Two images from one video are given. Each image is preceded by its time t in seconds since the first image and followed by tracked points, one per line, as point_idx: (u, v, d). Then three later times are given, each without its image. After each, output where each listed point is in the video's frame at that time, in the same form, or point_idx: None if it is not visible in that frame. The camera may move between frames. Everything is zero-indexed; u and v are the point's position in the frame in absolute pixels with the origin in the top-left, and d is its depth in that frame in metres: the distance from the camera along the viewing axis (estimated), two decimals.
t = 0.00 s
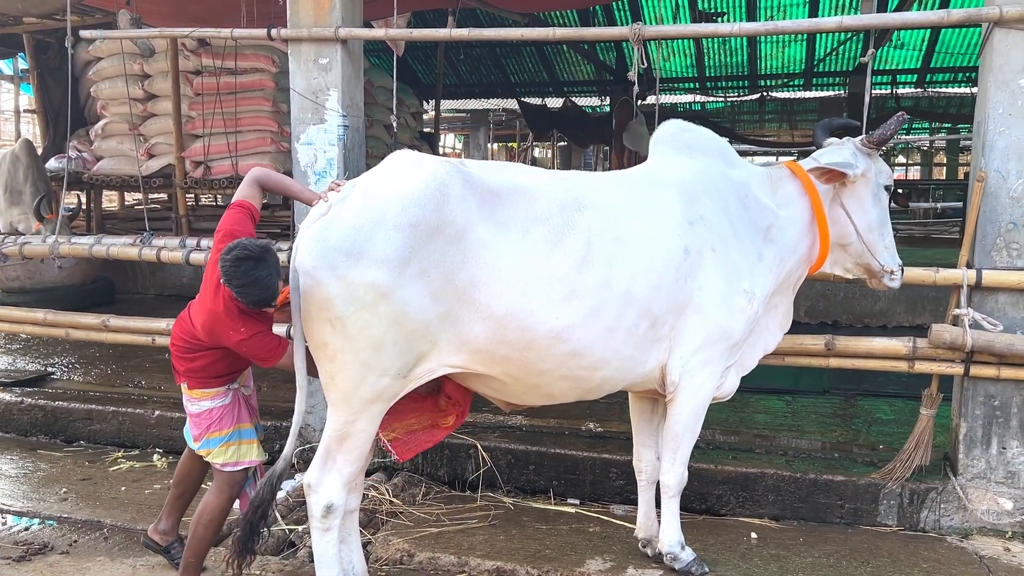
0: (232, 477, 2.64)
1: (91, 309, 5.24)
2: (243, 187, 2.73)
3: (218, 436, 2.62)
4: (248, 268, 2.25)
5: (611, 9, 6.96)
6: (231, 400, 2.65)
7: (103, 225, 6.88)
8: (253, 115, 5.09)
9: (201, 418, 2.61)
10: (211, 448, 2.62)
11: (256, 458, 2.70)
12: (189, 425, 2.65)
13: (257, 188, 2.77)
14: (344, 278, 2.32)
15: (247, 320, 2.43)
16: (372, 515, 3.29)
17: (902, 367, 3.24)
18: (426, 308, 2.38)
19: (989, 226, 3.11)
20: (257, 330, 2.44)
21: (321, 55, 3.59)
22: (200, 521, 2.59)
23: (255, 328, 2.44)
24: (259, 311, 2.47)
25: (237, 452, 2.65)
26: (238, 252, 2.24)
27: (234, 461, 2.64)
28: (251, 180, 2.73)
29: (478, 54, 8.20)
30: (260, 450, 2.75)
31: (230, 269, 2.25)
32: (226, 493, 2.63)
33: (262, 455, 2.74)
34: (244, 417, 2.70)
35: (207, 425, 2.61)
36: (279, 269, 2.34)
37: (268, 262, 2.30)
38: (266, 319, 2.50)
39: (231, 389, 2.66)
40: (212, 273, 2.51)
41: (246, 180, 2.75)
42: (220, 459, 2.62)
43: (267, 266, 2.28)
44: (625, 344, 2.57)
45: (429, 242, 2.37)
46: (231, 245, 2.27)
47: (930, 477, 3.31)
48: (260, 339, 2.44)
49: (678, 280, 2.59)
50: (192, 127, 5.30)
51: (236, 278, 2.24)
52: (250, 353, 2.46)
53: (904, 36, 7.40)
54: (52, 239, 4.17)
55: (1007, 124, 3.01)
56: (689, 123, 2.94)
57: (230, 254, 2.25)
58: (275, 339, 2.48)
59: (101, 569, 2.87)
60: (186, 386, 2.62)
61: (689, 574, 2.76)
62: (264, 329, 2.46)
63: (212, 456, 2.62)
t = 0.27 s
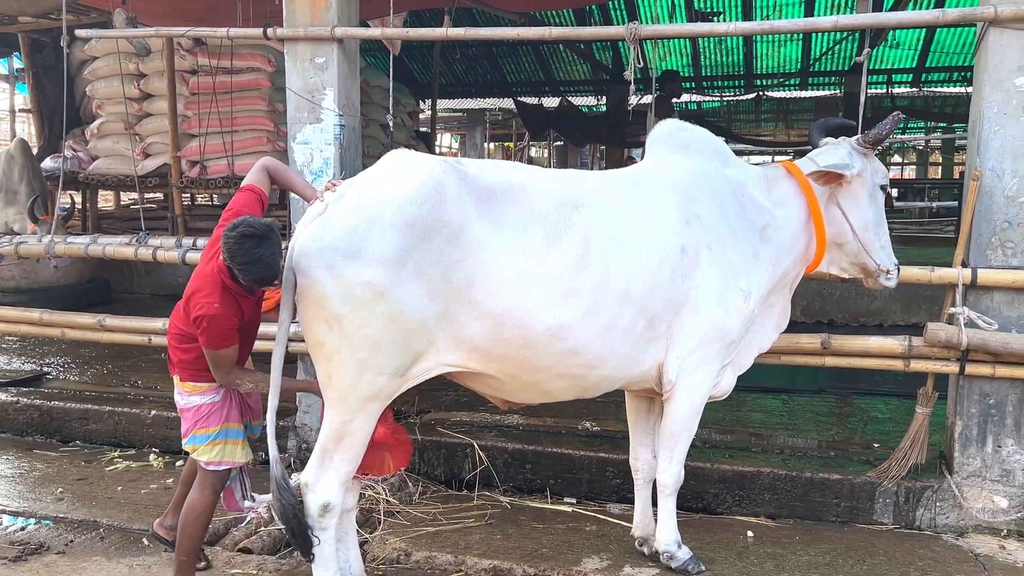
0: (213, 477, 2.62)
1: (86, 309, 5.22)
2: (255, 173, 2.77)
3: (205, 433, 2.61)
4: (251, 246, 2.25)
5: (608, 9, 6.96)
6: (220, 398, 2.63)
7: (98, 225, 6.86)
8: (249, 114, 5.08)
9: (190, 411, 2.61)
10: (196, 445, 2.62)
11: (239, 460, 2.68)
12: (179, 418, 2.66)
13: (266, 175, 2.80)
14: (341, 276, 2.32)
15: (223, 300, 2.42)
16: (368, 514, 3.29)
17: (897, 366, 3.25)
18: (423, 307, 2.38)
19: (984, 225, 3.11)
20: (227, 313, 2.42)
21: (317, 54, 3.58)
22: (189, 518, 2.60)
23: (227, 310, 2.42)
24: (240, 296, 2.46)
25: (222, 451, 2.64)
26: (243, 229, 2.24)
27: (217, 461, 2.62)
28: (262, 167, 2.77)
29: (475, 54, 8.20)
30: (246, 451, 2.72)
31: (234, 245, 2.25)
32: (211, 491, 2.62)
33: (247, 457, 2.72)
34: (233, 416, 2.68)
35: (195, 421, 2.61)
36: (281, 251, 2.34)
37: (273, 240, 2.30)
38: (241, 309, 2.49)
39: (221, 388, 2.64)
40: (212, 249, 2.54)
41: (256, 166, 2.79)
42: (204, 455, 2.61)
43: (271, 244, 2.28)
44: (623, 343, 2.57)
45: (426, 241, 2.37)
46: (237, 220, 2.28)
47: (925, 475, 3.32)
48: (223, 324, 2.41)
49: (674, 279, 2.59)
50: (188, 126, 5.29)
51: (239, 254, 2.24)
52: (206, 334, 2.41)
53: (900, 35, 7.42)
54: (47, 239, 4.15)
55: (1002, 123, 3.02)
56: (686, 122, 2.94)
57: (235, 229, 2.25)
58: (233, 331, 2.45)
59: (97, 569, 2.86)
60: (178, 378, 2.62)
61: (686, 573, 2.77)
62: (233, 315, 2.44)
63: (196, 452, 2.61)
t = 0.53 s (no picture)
0: (215, 476, 2.62)
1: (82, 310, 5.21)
2: (253, 179, 2.73)
3: (207, 433, 2.61)
4: (259, 258, 2.20)
5: (603, 9, 6.98)
6: (221, 397, 2.64)
7: (94, 225, 6.85)
8: (245, 114, 5.08)
9: (192, 412, 2.60)
10: (199, 445, 2.60)
11: (244, 457, 2.69)
12: (180, 419, 2.64)
13: (264, 181, 2.77)
14: (337, 275, 2.32)
15: (237, 309, 2.40)
16: (365, 514, 3.29)
17: (893, 365, 3.26)
18: (419, 306, 2.38)
19: (980, 224, 3.12)
20: (242, 321, 2.40)
21: (313, 54, 3.58)
22: (190, 516, 2.60)
23: (242, 319, 2.40)
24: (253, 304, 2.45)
25: (225, 449, 2.64)
26: (251, 241, 2.20)
27: (222, 459, 2.63)
28: (258, 173, 2.74)
29: (471, 54, 8.21)
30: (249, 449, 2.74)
31: (242, 257, 2.20)
32: (212, 489, 2.62)
33: (252, 454, 2.73)
34: (234, 415, 2.69)
35: (196, 421, 2.60)
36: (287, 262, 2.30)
37: (281, 253, 2.25)
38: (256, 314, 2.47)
39: (221, 386, 2.65)
40: (220, 256, 2.51)
41: (254, 171, 2.75)
42: (208, 455, 2.60)
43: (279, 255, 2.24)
44: (618, 341, 2.57)
45: (421, 240, 2.36)
46: (245, 231, 2.23)
47: (921, 473, 3.33)
48: (239, 332, 2.40)
49: (669, 278, 2.59)
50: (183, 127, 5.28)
51: (247, 266, 2.20)
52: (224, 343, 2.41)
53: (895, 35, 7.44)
54: (43, 239, 4.14)
55: (997, 123, 3.03)
56: (681, 122, 2.95)
57: (244, 241, 2.21)
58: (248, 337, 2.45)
59: (94, 569, 2.86)
60: (178, 379, 2.61)
61: (682, 572, 2.77)
62: (249, 323, 2.42)
63: (200, 452, 2.60)
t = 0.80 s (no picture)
0: (209, 473, 2.61)
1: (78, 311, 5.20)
2: (237, 184, 2.71)
3: (198, 430, 2.61)
4: (246, 272, 2.22)
5: (600, 9, 6.98)
6: (211, 394, 2.63)
7: (90, 226, 6.83)
8: (241, 115, 5.08)
9: (182, 410, 2.60)
10: (189, 442, 2.61)
11: (234, 455, 2.68)
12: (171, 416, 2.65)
13: (254, 182, 2.75)
14: (336, 276, 2.31)
15: (235, 315, 2.41)
16: (362, 514, 3.29)
17: (890, 365, 3.27)
18: (418, 305, 2.38)
19: (976, 224, 3.13)
20: (244, 326, 2.42)
21: (310, 54, 3.58)
22: (184, 513, 2.60)
23: (245, 325, 2.42)
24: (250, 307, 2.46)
25: (216, 447, 2.64)
26: (236, 256, 2.20)
27: (212, 456, 2.62)
28: (246, 177, 2.72)
29: (468, 54, 8.21)
30: (241, 446, 2.73)
31: (229, 271, 2.21)
32: (205, 485, 2.61)
33: (243, 451, 2.72)
34: (225, 412, 2.68)
35: (187, 418, 2.60)
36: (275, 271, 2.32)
37: (267, 265, 2.26)
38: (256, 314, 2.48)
39: (211, 384, 2.64)
40: (204, 266, 2.49)
41: (245, 173, 2.74)
42: (198, 452, 2.60)
43: (266, 264, 2.26)
44: (617, 340, 2.58)
45: (420, 240, 2.36)
46: (229, 246, 2.24)
47: (917, 473, 3.33)
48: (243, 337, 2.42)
49: (667, 278, 2.60)
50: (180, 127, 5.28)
51: (234, 282, 2.21)
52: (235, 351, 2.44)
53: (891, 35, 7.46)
54: (40, 240, 4.13)
55: (992, 123, 3.04)
56: (678, 122, 2.95)
57: (229, 256, 2.21)
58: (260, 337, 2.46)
59: (91, 571, 2.85)
60: (170, 377, 2.62)
61: (680, 572, 2.78)
62: (252, 325, 2.44)
63: (190, 449, 2.60)
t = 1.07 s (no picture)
0: (198, 475, 2.62)
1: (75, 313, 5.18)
2: (257, 178, 2.76)
3: (190, 432, 2.60)
4: (247, 250, 2.21)
5: (598, 11, 6.99)
6: (206, 397, 2.62)
7: (87, 228, 6.82)
8: (239, 116, 5.07)
9: (175, 411, 2.59)
10: (181, 444, 2.60)
11: (225, 459, 2.68)
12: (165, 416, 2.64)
13: (269, 181, 2.79)
14: (333, 277, 2.31)
15: (215, 292, 2.38)
16: (360, 516, 3.28)
17: (887, 365, 3.27)
18: (415, 306, 2.38)
19: (972, 225, 3.14)
20: (217, 305, 2.38)
21: (308, 56, 3.58)
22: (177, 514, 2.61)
23: (214, 302, 2.37)
24: (231, 293, 2.42)
25: (207, 450, 2.63)
26: (239, 232, 2.21)
27: (202, 460, 2.62)
28: (265, 173, 2.76)
29: (465, 56, 8.21)
30: (233, 450, 2.72)
31: (230, 247, 2.21)
32: (196, 485, 2.62)
33: (234, 456, 2.72)
34: (219, 415, 2.67)
35: (180, 420, 2.59)
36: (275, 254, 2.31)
37: (269, 245, 2.26)
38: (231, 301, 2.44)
39: (207, 387, 2.63)
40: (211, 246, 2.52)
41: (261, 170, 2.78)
42: (189, 454, 2.60)
43: (267, 246, 2.25)
44: (615, 341, 2.58)
45: (417, 240, 2.36)
46: (235, 222, 2.25)
47: (915, 473, 3.34)
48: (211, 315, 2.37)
49: (665, 278, 2.60)
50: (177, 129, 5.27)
51: (234, 257, 2.21)
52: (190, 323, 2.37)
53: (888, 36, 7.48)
54: (36, 242, 4.12)
55: (989, 124, 3.05)
56: (675, 123, 2.95)
57: (232, 231, 2.22)
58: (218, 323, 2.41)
59: (89, 573, 2.85)
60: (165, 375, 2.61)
61: (678, 573, 2.78)
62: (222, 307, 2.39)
63: (181, 451, 2.60)
